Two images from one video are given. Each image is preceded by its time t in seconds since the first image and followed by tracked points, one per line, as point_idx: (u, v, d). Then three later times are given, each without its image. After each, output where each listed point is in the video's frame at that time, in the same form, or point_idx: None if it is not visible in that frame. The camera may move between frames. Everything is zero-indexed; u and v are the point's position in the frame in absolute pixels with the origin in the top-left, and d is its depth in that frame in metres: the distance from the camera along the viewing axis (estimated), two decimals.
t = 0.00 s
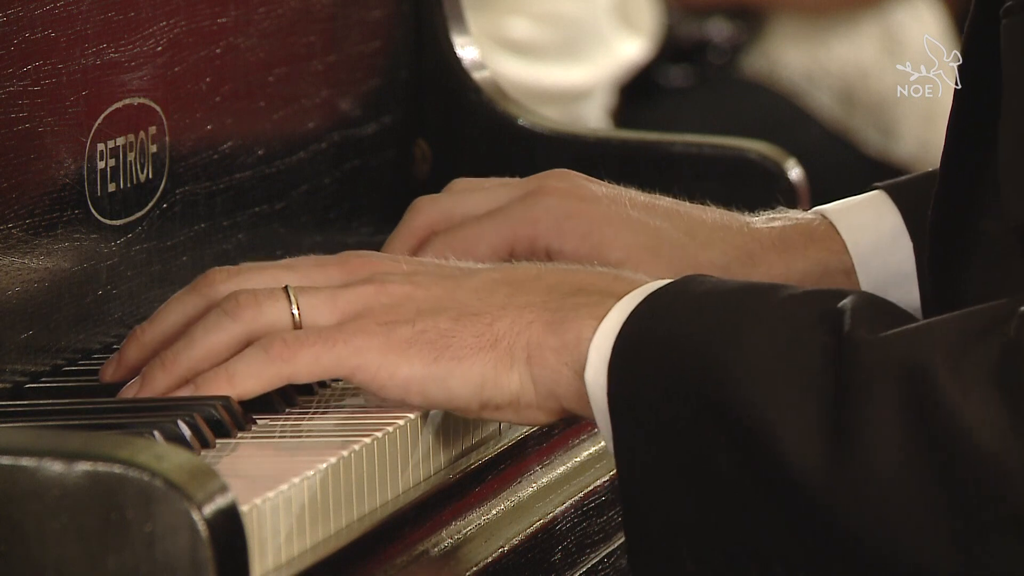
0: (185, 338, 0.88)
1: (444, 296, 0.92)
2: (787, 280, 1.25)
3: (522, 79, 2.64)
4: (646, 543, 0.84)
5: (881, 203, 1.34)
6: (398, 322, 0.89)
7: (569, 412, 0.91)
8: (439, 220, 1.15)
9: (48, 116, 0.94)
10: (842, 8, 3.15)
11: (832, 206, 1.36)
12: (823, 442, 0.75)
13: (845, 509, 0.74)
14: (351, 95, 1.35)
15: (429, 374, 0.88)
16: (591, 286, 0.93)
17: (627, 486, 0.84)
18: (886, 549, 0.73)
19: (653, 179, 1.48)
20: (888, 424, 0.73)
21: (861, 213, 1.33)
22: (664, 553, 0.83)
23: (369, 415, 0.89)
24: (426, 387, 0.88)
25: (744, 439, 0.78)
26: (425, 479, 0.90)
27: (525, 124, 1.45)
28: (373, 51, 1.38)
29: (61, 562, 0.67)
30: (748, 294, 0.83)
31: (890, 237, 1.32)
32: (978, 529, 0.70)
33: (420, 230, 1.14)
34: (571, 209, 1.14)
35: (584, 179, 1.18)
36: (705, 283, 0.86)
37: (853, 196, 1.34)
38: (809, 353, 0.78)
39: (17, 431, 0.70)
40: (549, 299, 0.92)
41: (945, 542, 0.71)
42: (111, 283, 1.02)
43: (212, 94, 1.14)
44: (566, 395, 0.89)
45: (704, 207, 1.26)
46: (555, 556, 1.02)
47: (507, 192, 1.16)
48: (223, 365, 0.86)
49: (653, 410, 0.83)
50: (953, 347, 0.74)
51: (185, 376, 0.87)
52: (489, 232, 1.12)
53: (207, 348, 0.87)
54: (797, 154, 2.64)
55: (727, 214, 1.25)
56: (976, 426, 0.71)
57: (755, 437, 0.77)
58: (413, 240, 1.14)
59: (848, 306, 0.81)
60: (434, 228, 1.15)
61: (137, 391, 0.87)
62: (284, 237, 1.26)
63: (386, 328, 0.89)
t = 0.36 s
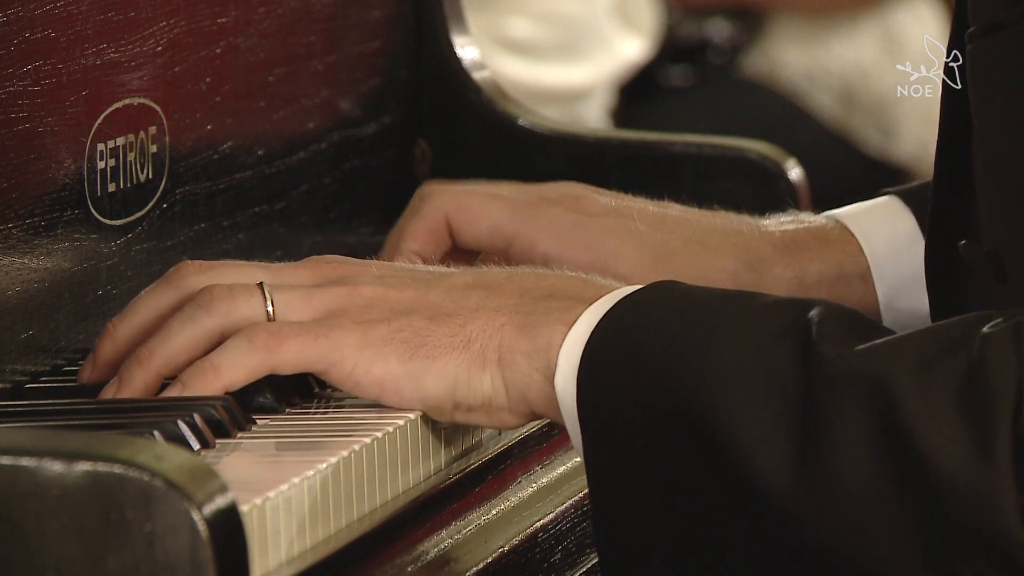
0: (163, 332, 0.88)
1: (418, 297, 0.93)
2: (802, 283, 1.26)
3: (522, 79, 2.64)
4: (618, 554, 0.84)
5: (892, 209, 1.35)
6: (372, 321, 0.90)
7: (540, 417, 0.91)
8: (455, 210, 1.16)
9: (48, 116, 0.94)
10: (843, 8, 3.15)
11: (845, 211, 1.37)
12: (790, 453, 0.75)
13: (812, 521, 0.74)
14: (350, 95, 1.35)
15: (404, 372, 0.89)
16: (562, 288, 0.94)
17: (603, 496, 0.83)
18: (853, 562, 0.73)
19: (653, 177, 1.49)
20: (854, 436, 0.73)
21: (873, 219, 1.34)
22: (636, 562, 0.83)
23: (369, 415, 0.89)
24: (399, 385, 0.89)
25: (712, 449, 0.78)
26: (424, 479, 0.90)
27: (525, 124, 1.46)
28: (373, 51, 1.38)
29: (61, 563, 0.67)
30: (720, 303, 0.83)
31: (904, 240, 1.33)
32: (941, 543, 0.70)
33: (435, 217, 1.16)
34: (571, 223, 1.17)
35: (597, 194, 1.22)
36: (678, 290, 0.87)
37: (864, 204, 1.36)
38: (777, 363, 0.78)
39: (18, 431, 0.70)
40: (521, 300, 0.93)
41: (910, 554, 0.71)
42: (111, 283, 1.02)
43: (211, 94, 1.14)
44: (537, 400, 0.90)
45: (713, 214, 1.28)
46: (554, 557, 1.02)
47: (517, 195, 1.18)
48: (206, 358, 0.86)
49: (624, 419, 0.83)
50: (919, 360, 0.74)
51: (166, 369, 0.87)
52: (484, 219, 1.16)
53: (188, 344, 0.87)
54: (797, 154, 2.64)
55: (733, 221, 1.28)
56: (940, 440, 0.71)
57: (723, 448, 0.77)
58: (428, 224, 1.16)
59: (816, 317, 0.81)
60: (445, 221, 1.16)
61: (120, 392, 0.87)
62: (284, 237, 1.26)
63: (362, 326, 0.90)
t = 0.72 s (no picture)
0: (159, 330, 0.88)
1: (413, 293, 0.92)
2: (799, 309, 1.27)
3: (522, 79, 2.64)
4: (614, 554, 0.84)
5: (883, 235, 1.36)
6: (368, 316, 0.90)
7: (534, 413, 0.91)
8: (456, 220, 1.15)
9: (48, 116, 0.94)
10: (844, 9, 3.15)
11: (837, 235, 1.37)
12: (781, 460, 0.75)
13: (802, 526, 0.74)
14: (350, 95, 1.35)
15: (401, 369, 0.89)
16: (557, 283, 0.93)
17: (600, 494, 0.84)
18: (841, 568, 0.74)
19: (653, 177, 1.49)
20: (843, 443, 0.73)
21: (865, 244, 1.35)
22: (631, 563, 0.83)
23: (369, 415, 0.89)
24: (395, 381, 0.89)
25: (705, 451, 0.78)
26: (425, 479, 0.90)
27: (525, 124, 1.46)
28: (373, 51, 1.38)
29: (61, 563, 0.67)
30: (713, 305, 0.83)
31: (894, 266, 1.34)
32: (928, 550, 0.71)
33: (430, 222, 1.15)
34: (573, 242, 1.17)
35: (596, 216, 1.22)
36: (673, 289, 0.86)
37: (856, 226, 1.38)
38: (769, 367, 0.78)
39: (18, 432, 0.70)
40: (516, 296, 0.92)
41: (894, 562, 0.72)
42: (111, 283, 1.02)
43: (211, 94, 1.14)
44: (531, 395, 0.90)
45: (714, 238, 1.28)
46: (555, 557, 1.01)
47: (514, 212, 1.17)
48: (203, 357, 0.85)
49: (618, 421, 0.83)
50: (909, 367, 0.74)
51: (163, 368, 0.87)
52: (481, 228, 1.15)
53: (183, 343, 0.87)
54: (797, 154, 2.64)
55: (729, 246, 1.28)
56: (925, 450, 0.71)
57: (717, 451, 0.77)
58: (422, 229, 1.15)
59: (812, 319, 0.81)
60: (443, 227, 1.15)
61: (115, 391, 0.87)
62: (284, 237, 1.26)
63: (359, 322, 0.89)
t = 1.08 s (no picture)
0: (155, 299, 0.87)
1: (412, 284, 0.93)
2: (801, 281, 1.28)
3: (522, 79, 2.64)
4: (615, 550, 0.85)
5: (887, 212, 1.37)
6: (364, 306, 0.90)
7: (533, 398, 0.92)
8: (465, 170, 1.21)
9: (48, 116, 0.94)
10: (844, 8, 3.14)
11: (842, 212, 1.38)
12: (777, 456, 0.75)
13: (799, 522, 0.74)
14: (350, 95, 1.35)
15: (397, 358, 0.88)
16: (555, 270, 0.94)
17: (601, 489, 0.84)
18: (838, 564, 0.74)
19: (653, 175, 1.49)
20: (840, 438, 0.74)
21: (869, 221, 1.35)
22: (631, 555, 0.84)
23: (370, 416, 0.89)
24: (391, 368, 0.88)
25: (703, 445, 0.79)
26: (425, 479, 0.90)
27: (525, 125, 1.45)
28: (373, 51, 1.38)
29: (61, 563, 0.68)
30: (713, 299, 0.83)
31: (900, 245, 1.34)
32: (925, 548, 0.71)
33: (440, 169, 1.21)
34: (584, 202, 1.21)
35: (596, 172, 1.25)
36: (673, 281, 0.86)
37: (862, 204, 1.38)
38: (767, 361, 0.78)
39: (18, 432, 0.70)
40: (515, 284, 0.93)
41: (890, 560, 0.72)
42: (111, 283, 1.02)
43: (211, 94, 1.14)
44: (529, 380, 0.90)
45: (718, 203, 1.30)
46: (555, 557, 1.01)
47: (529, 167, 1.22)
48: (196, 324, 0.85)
49: (618, 415, 0.83)
50: (906, 363, 0.75)
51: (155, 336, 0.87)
52: (497, 180, 1.20)
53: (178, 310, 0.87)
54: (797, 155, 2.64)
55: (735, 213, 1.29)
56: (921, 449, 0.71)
57: (714, 446, 0.78)
58: (432, 176, 1.21)
59: (811, 309, 0.81)
60: (454, 173, 1.21)
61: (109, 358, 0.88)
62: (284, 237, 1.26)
63: (353, 310, 0.89)
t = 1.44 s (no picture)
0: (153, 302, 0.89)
1: (409, 286, 0.92)
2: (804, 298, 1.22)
3: (522, 79, 2.64)
4: (615, 551, 0.84)
5: (885, 257, 1.33)
6: (360, 309, 0.90)
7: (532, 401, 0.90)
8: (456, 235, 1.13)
9: (48, 116, 0.94)
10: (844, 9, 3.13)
11: (841, 257, 1.34)
12: (775, 454, 0.75)
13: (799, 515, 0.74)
14: (349, 95, 1.35)
15: (390, 360, 0.88)
16: (553, 274, 0.92)
17: (599, 490, 0.84)
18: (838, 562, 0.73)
19: (655, 177, 1.49)
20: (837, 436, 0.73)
21: (869, 266, 1.32)
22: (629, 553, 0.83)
23: (369, 415, 0.89)
24: (386, 370, 0.88)
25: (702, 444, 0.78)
26: (424, 479, 0.90)
27: (524, 124, 1.46)
28: (373, 51, 1.38)
29: (61, 563, 0.67)
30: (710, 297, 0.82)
31: (899, 280, 1.32)
32: (923, 545, 0.70)
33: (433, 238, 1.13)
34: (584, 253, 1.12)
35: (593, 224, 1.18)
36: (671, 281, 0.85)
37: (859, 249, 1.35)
38: (764, 359, 0.78)
39: (18, 432, 0.70)
40: (512, 289, 0.91)
41: (890, 558, 0.72)
42: (111, 283, 1.02)
43: (211, 94, 1.14)
44: (528, 383, 0.89)
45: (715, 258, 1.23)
46: (555, 557, 1.01)
47: (520, 231, 1.14)
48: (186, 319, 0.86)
49: (615, 415, 0.82)
50: (903, 358, 0.74)
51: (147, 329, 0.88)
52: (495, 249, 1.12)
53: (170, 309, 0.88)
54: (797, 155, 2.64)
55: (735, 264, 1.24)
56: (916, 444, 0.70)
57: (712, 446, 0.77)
58: (426, 242, 1.13)
59: (808, 314, 0.80)
60: (449, 242, 1.13)
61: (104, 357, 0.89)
62: (284, 237, 1.26)
63: (349, 314, 0.89)
